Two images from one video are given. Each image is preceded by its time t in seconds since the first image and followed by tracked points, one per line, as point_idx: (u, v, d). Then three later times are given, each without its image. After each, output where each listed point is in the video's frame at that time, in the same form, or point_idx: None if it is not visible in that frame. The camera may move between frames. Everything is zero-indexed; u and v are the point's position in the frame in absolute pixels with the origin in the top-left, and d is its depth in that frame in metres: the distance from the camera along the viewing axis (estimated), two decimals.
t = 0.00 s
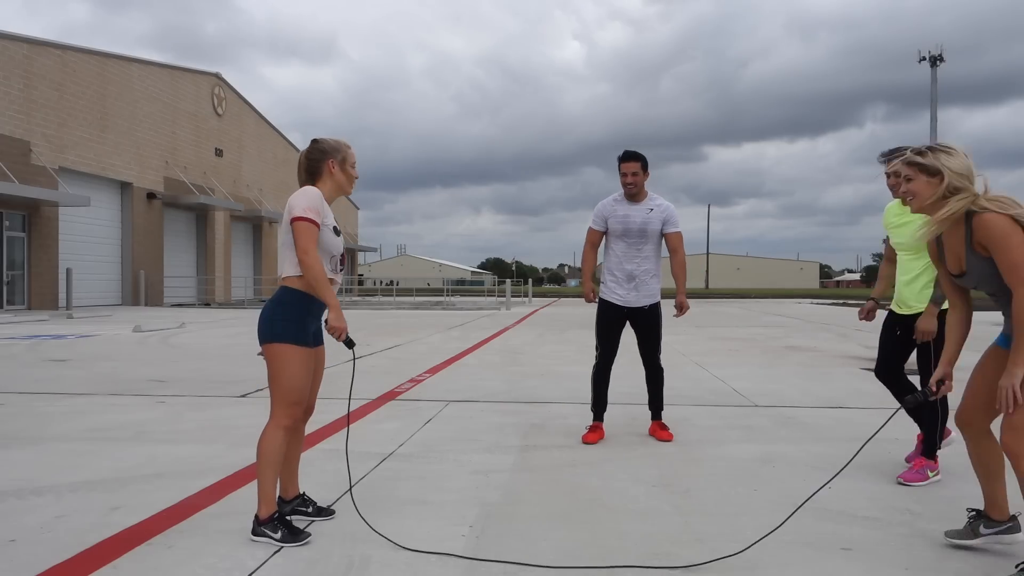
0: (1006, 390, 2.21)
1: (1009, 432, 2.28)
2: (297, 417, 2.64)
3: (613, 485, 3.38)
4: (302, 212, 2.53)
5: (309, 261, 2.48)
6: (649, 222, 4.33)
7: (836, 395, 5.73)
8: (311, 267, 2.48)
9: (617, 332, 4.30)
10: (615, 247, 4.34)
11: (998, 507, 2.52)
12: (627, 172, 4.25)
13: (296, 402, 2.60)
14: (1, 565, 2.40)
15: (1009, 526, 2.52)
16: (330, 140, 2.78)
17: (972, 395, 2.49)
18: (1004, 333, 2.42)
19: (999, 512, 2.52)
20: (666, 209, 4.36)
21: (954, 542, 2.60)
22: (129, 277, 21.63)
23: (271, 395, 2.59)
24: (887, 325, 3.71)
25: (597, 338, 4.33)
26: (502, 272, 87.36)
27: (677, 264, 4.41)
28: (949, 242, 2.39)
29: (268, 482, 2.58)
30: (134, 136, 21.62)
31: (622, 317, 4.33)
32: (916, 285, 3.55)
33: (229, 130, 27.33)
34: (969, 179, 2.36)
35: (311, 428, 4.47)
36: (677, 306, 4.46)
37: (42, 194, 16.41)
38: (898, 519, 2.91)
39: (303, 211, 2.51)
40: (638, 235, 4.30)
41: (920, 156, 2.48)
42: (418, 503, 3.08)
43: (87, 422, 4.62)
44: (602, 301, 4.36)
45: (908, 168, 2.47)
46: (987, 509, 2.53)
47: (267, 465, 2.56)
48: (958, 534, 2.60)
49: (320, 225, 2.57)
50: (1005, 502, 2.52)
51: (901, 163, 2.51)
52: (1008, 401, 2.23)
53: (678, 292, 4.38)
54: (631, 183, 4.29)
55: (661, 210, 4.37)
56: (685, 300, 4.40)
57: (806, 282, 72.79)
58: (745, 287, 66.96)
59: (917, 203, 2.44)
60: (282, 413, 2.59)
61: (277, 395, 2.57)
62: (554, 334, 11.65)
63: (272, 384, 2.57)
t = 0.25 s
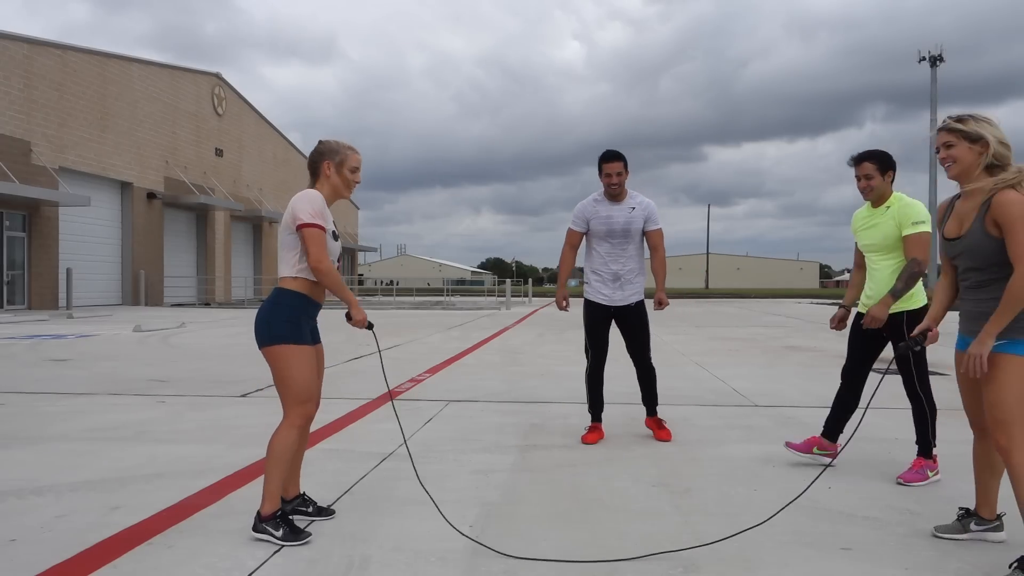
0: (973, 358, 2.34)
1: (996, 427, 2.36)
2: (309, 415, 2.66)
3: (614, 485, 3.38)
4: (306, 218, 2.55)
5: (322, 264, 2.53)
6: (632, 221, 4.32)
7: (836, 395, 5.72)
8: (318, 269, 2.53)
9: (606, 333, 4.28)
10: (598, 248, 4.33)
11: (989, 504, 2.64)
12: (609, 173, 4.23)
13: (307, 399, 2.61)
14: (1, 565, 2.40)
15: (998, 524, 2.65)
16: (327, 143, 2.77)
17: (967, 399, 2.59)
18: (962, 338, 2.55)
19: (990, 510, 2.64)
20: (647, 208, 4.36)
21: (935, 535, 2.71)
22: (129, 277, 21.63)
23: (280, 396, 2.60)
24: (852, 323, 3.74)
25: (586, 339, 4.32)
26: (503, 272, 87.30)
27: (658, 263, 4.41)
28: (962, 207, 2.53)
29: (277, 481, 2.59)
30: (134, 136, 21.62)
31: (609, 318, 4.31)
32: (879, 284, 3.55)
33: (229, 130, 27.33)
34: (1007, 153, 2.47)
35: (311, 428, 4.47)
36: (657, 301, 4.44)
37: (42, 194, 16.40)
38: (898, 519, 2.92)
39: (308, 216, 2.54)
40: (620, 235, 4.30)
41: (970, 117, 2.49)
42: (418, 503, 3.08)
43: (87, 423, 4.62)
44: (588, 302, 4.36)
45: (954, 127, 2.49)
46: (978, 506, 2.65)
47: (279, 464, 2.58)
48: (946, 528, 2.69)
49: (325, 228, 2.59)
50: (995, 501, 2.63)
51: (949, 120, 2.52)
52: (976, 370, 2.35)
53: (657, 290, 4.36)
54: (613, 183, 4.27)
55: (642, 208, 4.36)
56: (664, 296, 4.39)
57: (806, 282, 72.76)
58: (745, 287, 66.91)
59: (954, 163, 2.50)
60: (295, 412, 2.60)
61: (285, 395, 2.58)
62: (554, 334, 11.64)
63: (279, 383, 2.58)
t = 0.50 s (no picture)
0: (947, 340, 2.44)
1: (977, 414, 2.43)
2: (306, 413, 2.65)
3: (614, 485, 3.38)
4: (303, 222, 2.55)
5: (328, 265, 2.53)
6: (623, 219, 4.32)
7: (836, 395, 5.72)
8: (332, 269, 2.54)
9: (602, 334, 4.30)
10: (590, 246, 4.32)
11: (989, 502, 2.66)
12: (602, 171, 4.22)
13: (303, 397, 2.61)
14: (1, 565, 2.40)
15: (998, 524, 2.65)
16: (321, 139, 2.75)
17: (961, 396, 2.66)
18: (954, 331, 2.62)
19: (990, 508, 2.65)
20: (638, 205, 4.35)
21: (938, 534, 2.70)
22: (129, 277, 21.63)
23: (275, 393, 2.60)
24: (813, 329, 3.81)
25: (582, 337, 4.34)
26: (503, 272, 87.28)
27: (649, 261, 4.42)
28: (959, 201, 2.55)
29: (279, 479, 2.62)
30: (134, 136, 21.62)
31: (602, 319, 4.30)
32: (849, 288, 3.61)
33: (229, 130, 27.33)
34: (1010, 155, 2.47)
35: (312, 428, 4.46)
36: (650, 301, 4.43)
37: (42, 194, 16.40)
38: (898, 519, 2.91)
39: (305, 222, 2.54)
40: (613, 233, 4.30)
41: (981, 115, 2.49)
42: (418, 503, 3.08)
43: (87, 422, 4.62)
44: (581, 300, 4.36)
45: (961, 123, 2.49)
46: (979, 504, 2.66)
47: (278, 461, 2.60)
48: (946, 526, 2.69)
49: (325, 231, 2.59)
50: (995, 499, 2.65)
51: (960, 116, 2.53)
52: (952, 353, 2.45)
53: (649, 289, 4.36)
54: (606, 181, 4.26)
55: (633, 205, 4.36)
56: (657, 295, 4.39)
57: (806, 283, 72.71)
58: (745, 287, 66.89)
59: (955, 157, 2.51)
60: (291, 409, 2.60)
61: (282, 393, 2.59)
62: (554, 334, 11.63)
63: (275, 382, 2.59)
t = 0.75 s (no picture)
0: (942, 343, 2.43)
1: (982, 418, 2.41)
2: (295, 417, 2.65)
3: (614, 485, 3.38)
4: (294, 223, 2.54)
5: (316, 268, 2.51)
6: (623, 218, 4.31)
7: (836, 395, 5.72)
8: (320, 273, 2.51)
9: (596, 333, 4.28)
10: (589, 245, 4.32)
11: (988, 502, 2.65)
12: (605, 168, 4.22)
13: (292, 402, 2.61)
14: (1, 565, 2.40)
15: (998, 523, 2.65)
16: (312, 132, 2.74)
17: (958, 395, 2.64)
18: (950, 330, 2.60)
19: (989, 508, 2.65)
20: (639, 205, 4.34)
21: (936, 535, 2.70)
22: (129, 277, 21.63)
23: (266, 396, 2.59)
24: (795, 329, 3.92)
25: (579, 340, 4.32)
26: (503, 272, 87.26)
27: (650, 261, 4.40)
28: (956, 197, 2.55)
29: (272, 481, 2.61)
30: (134, 136, 21.61)
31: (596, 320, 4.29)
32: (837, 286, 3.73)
33: (229, 130, 27.32)
34: (1006, 154, 2.46)
35: (311, 428, 4.46)
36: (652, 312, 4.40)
37: (42, 194, 16.39)
38: (898, 519, 2.91)
39: (295, 224, 2.52)
40: (611, 231, 4.28)
41: (979, 113, 2.49)
42: (418, 503, 3.08)
43: (87, 422, 4.62)
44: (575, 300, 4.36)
45: (958, 122, 2.49)
46: (978, 504, 2.66)
47: (270, 464, 2.59)
48: (946, 527, 2.69)
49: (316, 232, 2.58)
50: (993, 498, 2.65)
51: (959, 113, 2.53)
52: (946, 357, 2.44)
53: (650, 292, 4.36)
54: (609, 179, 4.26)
55: (635, 205, 4.35)
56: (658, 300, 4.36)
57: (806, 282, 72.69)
58: (745, 287, 66.86)
59: (950, 155, 2.51)
60: (280, 414, 2.60)
61: (273, 396, 2.58)
62: (554, 334, 11.62)
63: (266, 384, 2.58)
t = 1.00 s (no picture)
0: (965, 347, 2.37)
1: (991, 425, 2.41)
2: (293, 418, 2.65)
3: (614, 485, 3.37)
4: (280, 228, 2.52)
5: (296, 275, 2.49)
6: (620, 217, 4.29)
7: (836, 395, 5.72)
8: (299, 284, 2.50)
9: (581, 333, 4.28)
10: (584, 244, 4.30)
11: (986, 502, 2.65)
12: (604, 166, 4.22)
13: (289, 401, 2.60)
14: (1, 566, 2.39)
15: (997, 523, 2.65)
16: (305, 130, 2.74)
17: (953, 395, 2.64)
18: (949, 331, 2.59)
19: (988, 508, 2.65)
20: (637, 204, 4.32)
21: (936, 535, 2.70)
22: (129, 277, 21.62)
23: (265, 397, 2.60)
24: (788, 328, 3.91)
25: (564, 339, 4.32)
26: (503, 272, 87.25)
27: (647, 260, 4.39)
28: (962, 197, 2.54)
29: (270, 482, 2.61)
30: (134, 136, 21.61)
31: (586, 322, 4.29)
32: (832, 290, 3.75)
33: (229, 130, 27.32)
34: (1009, 150, 2.46)
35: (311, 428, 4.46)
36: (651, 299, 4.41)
37: (42, 194, 16.39)
38: (898, 519, 2.91)
39: (281, 228, 2.50)
40: (607, 230, 4.27)
41: (978, 110, 2.49)
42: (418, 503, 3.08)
43: (87, 423, 4.61)
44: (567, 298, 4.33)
45: (957, 120, 2.48)
46: (976, 504, 2.66)
47: (268, 465, 2.58)
48: (946, 527, 2.69)
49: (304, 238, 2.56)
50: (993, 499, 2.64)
51: (956, 113, 2.53)
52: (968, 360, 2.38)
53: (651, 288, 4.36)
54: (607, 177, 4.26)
55: (632, 204, 4.33)
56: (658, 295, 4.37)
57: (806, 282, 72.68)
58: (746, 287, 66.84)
59: (952, 154, 2.51)
60: (277, 415, 2.60)
61: (271, 397, 2.58)
62: (554, 334, 11.61)
63: (264, 386, 2.58)
